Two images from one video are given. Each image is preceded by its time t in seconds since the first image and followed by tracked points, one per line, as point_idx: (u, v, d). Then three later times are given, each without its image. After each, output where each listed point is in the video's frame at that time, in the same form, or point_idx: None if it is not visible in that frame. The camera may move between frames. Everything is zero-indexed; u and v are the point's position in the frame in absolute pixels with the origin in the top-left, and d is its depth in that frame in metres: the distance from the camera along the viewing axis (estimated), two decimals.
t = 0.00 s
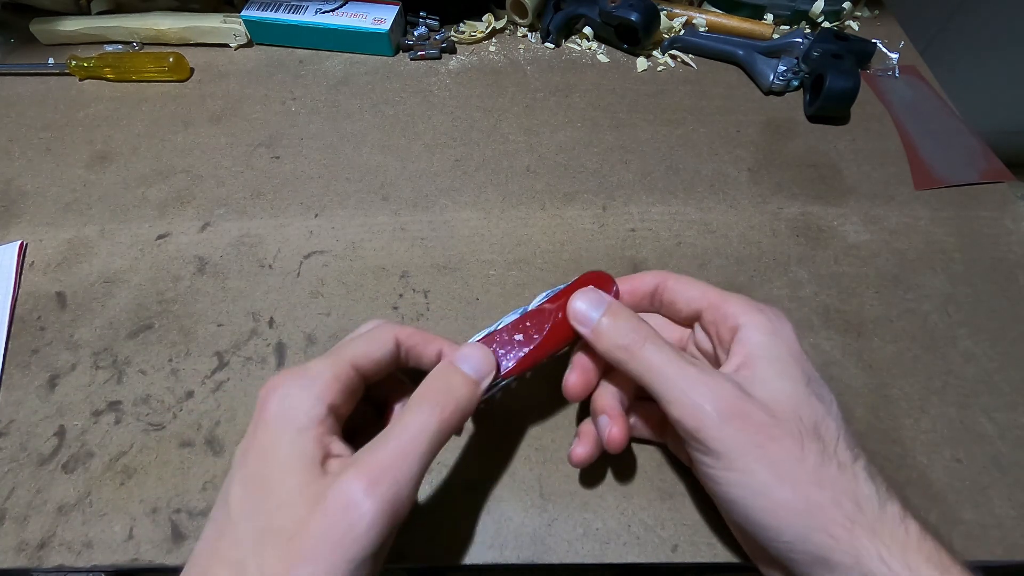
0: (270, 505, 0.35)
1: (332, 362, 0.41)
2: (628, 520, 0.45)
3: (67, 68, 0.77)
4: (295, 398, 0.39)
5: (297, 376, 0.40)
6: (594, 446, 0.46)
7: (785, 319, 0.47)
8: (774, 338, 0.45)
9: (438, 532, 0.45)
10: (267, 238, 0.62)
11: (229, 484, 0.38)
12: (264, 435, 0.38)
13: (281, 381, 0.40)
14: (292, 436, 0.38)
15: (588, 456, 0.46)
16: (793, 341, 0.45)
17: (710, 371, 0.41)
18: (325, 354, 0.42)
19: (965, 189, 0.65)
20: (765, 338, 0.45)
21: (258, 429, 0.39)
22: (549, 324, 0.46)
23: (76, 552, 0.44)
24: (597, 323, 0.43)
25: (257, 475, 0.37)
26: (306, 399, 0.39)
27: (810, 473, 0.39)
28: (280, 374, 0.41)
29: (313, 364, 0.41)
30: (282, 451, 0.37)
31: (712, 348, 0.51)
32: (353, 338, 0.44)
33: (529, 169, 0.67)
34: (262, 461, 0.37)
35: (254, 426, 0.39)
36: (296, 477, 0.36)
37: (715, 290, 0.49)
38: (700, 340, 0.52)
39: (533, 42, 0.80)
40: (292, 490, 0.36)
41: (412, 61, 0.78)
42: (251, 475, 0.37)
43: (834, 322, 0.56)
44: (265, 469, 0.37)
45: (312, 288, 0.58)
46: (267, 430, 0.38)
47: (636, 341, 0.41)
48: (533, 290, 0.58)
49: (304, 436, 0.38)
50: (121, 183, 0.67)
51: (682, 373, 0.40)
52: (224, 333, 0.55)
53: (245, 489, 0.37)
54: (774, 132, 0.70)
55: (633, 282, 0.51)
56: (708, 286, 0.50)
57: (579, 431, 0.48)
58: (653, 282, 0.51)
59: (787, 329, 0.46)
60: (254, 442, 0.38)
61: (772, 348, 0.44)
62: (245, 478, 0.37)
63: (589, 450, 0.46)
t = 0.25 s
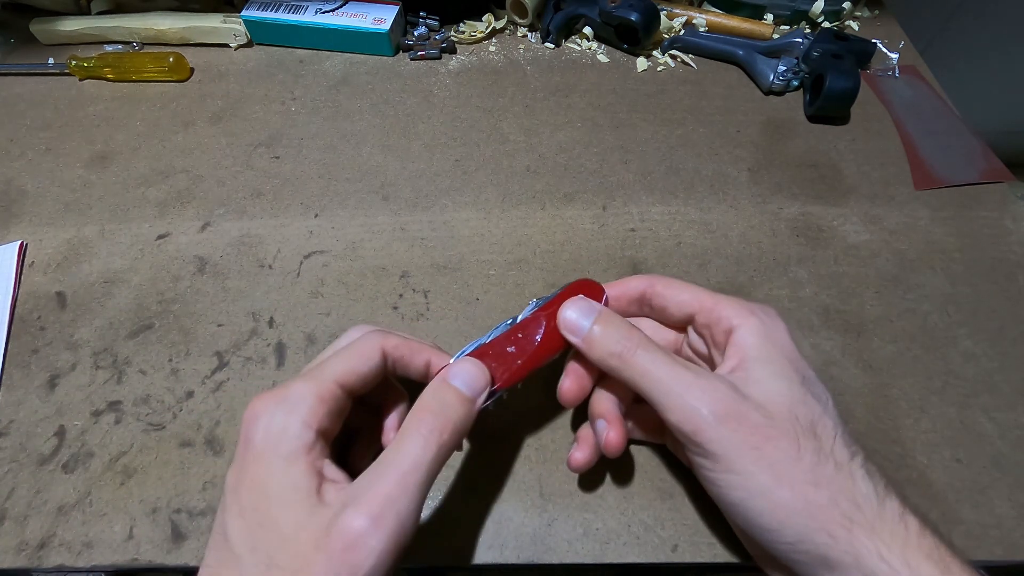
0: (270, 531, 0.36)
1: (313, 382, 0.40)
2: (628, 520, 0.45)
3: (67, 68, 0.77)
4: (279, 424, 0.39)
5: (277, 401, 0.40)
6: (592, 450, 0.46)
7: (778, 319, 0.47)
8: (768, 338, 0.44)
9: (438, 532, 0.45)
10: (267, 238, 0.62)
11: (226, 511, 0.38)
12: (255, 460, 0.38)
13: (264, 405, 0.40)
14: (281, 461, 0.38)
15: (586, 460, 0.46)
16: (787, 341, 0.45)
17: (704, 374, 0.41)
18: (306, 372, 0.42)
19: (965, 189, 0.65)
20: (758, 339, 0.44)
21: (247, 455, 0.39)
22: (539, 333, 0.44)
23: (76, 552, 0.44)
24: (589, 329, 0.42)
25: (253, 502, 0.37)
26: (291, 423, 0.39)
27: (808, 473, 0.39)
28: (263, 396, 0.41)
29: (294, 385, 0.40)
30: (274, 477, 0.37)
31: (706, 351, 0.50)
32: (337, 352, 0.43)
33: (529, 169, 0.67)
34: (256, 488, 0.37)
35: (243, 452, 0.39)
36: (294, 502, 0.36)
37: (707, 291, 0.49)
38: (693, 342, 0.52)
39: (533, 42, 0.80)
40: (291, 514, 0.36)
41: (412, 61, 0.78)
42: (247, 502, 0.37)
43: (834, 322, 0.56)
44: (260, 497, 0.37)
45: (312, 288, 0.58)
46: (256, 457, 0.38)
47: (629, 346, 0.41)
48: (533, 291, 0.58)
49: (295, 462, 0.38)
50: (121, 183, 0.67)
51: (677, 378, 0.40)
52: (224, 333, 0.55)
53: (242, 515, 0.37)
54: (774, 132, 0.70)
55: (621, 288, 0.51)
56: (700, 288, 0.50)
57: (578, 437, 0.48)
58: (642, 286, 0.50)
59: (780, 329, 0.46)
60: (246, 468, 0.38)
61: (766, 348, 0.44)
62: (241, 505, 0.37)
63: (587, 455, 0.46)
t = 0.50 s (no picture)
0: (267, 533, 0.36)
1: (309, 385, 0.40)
2: (628, 520, 0.45)
3: (67, 68, 0.77)
4: (274, 427, 0.39)
5: (271, 403, 0.40)
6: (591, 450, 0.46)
7: (776, 319, 0.47)
8: (766, 339, 0.44)
9: (437, 532, 0.45)
10: (267, 238, 0.62)
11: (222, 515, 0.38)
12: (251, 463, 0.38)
13: (258, 408, 0.40)
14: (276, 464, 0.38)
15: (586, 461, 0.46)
16: (785, 341, 0.45)
17: (701, 375, 0.41)
18: (300, 376, 0.42)
19: (965, 189, 0.65)
20: (756, 339, 0.45)
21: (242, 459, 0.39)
22: (537, 334, 0.43)
23: (76, 552, 0.44)
24: (586, 330, 0.42)
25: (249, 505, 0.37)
26: (285, 427, 0.39)
27: (804, 473, 0.39)
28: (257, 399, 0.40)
29: (289, 388, 0.40)
30: (270, 481, 0.37)
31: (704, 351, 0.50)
32: (332, 355, 0.43)
33: (529, 169, 0.67)
34: (252, 491, 0.37)
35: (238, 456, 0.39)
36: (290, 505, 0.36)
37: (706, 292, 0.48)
38: (691, 343, 0.52)
39: (533, 42, 0.80)
40: (287, 517, 0.36)
41: (412, 61, 0.78)
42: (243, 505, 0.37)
43: (834, 322, 0.56)
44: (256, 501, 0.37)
45: (312, 288, 0.58)
46: (252, 459, 0.38)
47: (627, 346, 0.41)
48: (533, 291, 0.58)
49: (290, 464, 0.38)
50: (121, 183, 0.67)
51: (674, 378, 0.40)
52: (223, 333, 0.55)
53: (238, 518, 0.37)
54: (774, 132, 0.70)
55: (620, 288, 0.50)
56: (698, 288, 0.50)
57: (577, 439, 0.48)
58: (641, 287, 0.50)
59: (778, 330, 0.46)
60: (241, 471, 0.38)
61: (764, 348, 0.44)
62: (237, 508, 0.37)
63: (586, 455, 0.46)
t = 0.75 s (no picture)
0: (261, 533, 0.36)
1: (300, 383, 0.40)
2: (628, 520, 0.45)
3: (67, 68, 0.77)
4: (265, 426, 0.39)
5: (262, 402, 0.40)
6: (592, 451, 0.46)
7: (775, 319, 0.47)
8: (766, 339, 0.45)
9: (437, 532, 0.45)
10: (267, 238, 0.62)
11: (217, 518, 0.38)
12: (242, 464, 0.38)
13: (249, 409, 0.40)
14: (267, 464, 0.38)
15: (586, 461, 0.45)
16: (785, 342, 0.45)
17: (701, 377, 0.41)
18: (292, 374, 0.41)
19: (965, 189, 0.65)
20: (755, 339, 0.45)
21: (234, 460, 0.39)
22: (536, 332, 0.43)
23: (76, 552, 0.44)
24: (587, 330, 0.42)
25: (243, 506, 0.37)
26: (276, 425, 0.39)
27: (804, 475, 0.39)
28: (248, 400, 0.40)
29: (279, 387, 0.40)
30: (262, 480, 0.37)
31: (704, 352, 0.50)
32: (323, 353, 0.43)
33: (529, 169, 0.67)
34: (245, 491, 0.37)
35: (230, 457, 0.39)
36: (283, 503, 0.36)
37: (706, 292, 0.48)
38: (691, 343, 0.52)
39: (533, 42, 0.80)
40: (281, 515, 0.36)
41: (412, 61, 0.78)
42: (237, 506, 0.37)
43: (834, 322, 0.56)
44: (250, 501, 0.37)
45: (312, 288, 0.58)
46: (242, 461, 0.38)
47: (626, 348, 0.41)
48: (533, 291, 0.58)
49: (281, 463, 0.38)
50: (121, 183, 0.67)
51: (674, 380, 0.40)
52: (223, 334, 0.55)
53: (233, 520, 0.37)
54: (774, 132, 0.70)
55: (620, 288, 0.50)
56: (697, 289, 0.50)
57: (577, 441, 0.48)
58: (641, 287, 0.50)
59: (778, 331, 0.46)
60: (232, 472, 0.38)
61: (764, 349, 0.44)
62: (231, 510, 0.37)
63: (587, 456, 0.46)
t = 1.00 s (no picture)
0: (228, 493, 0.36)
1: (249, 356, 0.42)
2: (628, 520, 0.45)
3: (67, 68, 0.77)
4: (220, 392, 0.40)
5: (214, 376, 0.41)
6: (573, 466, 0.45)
7: (754, 316, 0.47)
8: (753, 344, 0.44)
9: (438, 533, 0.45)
10: (267, 238, 0.62)
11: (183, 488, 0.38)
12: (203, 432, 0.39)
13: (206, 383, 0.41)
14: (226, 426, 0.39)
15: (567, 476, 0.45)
16: (769, 340, 0.45)
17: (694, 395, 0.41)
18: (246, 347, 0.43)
19: (965, 189, 0.65)
20: (743, 345, 0.44)
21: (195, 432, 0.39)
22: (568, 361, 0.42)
23: (76, 552, 0.44)
24: (566, 384, 0.40)
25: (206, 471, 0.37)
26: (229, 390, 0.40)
27: (817, 478, 0.38)
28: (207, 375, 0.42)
29: (233, 360, 0.42)
30: (218, 445, 0.38)
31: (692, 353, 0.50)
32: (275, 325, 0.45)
33: (529, 169, 0.67)
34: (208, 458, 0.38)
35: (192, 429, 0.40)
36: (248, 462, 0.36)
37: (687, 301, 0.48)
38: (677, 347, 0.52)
39: (533, 42, 0.80)
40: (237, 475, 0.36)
41: (412, 61, 0.78)
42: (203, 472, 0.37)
43: (834, 322, 0.56)
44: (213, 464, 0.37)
45: (312, 288, 0.58)
46: (202, 429, 0.39)
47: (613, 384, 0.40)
48: (533, 291, 0.58)
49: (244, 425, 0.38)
50: (121, 183, 0.67)
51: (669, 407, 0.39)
52: (223, 333, 0.55)
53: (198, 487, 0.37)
54: (774, 132, 0.70)
55: (599, 304, 0.49)
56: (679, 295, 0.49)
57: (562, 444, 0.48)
58: (620, 300, 0.49)
59: (758, 329, 0.46)
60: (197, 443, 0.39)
61: (752, 353, 0.44)
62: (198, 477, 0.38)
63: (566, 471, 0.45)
